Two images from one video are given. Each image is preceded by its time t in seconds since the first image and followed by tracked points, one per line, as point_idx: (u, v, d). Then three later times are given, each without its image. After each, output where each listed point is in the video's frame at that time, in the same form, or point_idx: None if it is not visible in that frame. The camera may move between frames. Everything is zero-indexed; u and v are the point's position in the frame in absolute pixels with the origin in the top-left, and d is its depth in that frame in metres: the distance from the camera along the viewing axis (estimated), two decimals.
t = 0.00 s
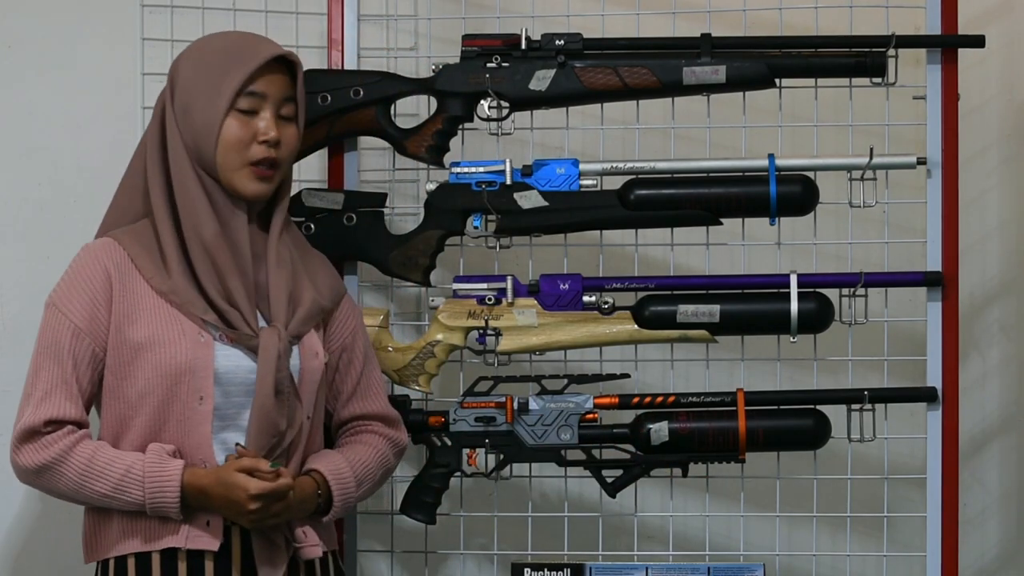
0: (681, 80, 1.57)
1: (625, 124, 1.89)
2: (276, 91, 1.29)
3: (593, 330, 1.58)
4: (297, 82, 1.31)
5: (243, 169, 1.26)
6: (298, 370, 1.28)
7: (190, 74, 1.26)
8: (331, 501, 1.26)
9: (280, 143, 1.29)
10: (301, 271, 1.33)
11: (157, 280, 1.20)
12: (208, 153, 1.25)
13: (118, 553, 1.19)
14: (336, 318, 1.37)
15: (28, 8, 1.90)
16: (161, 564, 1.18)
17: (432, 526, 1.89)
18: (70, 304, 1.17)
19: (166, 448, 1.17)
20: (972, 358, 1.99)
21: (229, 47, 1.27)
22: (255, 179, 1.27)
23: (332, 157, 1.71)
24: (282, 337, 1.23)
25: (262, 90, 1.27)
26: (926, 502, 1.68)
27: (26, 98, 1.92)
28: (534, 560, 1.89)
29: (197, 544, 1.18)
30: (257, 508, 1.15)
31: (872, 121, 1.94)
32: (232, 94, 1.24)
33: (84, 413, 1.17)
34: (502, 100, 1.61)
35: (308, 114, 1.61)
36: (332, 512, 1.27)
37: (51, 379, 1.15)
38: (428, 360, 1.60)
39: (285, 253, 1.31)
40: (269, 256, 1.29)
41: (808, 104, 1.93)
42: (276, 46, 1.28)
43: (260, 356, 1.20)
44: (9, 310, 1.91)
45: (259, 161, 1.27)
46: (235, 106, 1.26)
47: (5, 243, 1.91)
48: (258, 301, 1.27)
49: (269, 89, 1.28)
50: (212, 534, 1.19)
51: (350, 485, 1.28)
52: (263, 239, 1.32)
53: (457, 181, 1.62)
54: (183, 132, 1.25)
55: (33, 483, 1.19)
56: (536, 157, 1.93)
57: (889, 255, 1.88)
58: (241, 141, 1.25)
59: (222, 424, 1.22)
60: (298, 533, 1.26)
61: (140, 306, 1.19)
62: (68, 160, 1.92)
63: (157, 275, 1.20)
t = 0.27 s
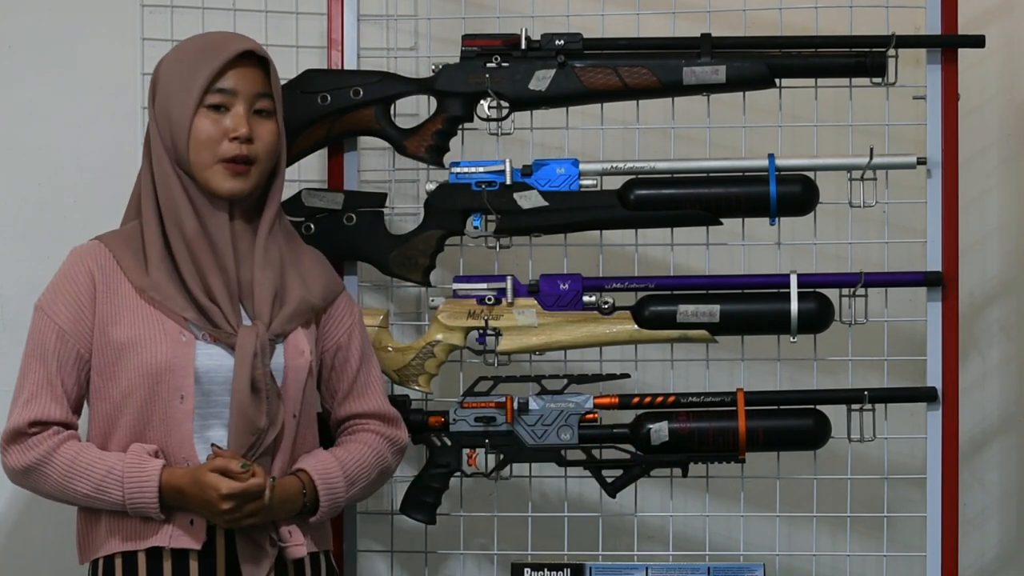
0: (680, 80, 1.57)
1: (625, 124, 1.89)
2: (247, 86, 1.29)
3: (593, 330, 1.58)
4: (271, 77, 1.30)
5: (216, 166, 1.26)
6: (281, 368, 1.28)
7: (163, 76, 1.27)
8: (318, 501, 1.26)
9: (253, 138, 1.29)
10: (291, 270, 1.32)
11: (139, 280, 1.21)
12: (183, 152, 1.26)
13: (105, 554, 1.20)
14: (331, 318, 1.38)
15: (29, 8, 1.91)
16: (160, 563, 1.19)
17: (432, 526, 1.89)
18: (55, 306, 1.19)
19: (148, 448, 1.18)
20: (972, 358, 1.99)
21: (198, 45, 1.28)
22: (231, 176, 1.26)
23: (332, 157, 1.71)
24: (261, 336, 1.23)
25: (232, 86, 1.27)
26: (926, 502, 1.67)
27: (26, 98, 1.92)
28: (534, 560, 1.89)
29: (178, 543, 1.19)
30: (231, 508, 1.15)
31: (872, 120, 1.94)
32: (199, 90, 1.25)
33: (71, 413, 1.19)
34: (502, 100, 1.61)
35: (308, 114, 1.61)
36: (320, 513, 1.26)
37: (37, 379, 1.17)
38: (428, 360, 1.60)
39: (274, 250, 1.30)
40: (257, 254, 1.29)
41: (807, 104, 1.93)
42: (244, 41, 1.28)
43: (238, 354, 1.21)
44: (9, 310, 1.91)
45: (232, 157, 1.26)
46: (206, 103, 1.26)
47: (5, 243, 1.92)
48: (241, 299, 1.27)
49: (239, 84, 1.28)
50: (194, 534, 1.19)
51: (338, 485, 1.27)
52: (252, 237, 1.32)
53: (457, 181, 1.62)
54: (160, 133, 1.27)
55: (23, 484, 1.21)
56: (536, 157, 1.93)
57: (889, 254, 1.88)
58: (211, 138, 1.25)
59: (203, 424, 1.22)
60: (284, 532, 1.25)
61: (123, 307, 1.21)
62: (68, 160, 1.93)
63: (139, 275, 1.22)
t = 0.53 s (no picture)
0: (680, 80, 1.57)
1: (625, 124, 1.89)
2: (239, 86, 1.28)
3: (593, 330, 1.58)
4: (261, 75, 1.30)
5: (216, 166, 1.26)
6: (274, 367, 1.28)
7: (156, 78, 1.26)
8: (311, 500, 1.26)
9: (249, 137, 1.29)
10: (281, 266, 1.32)
11: (131, 282, 1.21)
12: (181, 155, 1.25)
13: (98, 555, 1.20)
14: (322, 316, 1.37)
15: (29, 9, 1.91)
16: (161, 563, 1.19)
17: (432, 526, 1.89)
18: (46, 308, 1.19)
19: (140, 449, 1.18)
20: (972, 358, 1.99)
21: (190, 46, 1.27)
22: (230, 176, 1.27)
23: (332, 157, 1.71)
24: (253, 336, 1.23)
25: (226, 86, 1.27)
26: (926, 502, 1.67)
27: (26, 98, 1.92)
28: (533, 560, 1.89)
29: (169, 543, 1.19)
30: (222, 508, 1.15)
31: (872, 120, 1.94)
32: (195, 93, 1.24)
33: (63, 416, 1.19)
34: (502, 100, 1.61)
35: (308, 114, 1.61)
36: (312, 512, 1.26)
37: (29, 382, 1.18)
38: (428, 360, 1.60)
39: (264, 246, 1.30)
40: (246, 250, 1.29)
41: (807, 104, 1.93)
42: (235, 40, 1.28)
43: (232, 354, 1.21)
44: (10, 311, 1.91)
45: (231, 156, 1.27)
46: (202, 105, 1.26)
47: (6, 243, 1.92)
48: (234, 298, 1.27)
49: (232, 84, 1.28)
50: (186, 534, 1.19)
51: (330, 483, 1.27)
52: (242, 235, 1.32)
53: (457, 181, 1.62)
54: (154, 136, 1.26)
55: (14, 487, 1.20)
56: (536, 157, 1.93)
57: (889, 254, 1.88)
58: (211, 139, 1.25)
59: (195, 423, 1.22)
60: (276, 531, 1.25)
61: (115, 309, 1.21)
62: (68, 160, 1.93)
63: (129, 277, 1.22)
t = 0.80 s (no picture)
0: (680, 80, 1.57)
1: (625, 125, 1.89)
2: (242, 88, 1.30)
3: (593, 330, 1.58)
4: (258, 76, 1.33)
5: (226, 167, 1.27)
6: (268, 366, 1.28)
7: (158, 77, 1.25)
8: (307, 499, 1.26)
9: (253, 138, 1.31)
10: (266, 262, 1.33)
11: (125, 286, 1.21)
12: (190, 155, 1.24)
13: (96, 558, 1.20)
14: (309, 312, 1.37)
15: (29, 8, 1.90)
16: (161, 565, 1.19)
17: (432, 526, 1.89)
18: (39, 314, 1.18)
19: (137, 452, 1.18)
20: (972, 358, 1.99)
21: (197, 47, 1.27)
22: (238, 176, 1.28)
23: (332, 156, 1.71)
24: (250, 334, 1.23)
25: (233, 88, 1.29)
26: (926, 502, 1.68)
27: (26, 98, 1.91)
28: (533, 559, 1.89)
29: (168, 545, 1.19)
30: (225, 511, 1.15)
31: (872, 120, 1.94)
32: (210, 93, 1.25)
33: (57, 423, 1.18)
34: (502, 100, 1.61)
35: (308, 115, 1.61)
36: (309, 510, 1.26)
37: (23, 389, 1.16)
38: (428, 360, 1.60)
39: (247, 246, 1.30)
40: (234, 249, 1.29)
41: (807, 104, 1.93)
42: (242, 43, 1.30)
43: (231, 355, 1.21)
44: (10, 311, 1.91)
45: (239, 157, 1.28)
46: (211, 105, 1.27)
47: (5, 243, 1.91)
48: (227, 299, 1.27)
49: (238, 86, 1.29)
50: (185, 536, 1.19)
51: (325, 481, 1.27)
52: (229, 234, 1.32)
53: (457, 181, 1.62)
54: (154, 134, 1.24)
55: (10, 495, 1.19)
56: (536, 157, 1.93)
57: (889, 255, 1.88)
58: (222, 140, 1.26)
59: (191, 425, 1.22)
60: (274, 531, 1.26)
61: (109, 313, 1.20)
62: (67, 160, 1.92)
63: (122, 282, 1.21)
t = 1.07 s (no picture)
0: (680, 80, 1.57)
1: (625, 124, 1.89)
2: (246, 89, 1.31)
3: (593, 330, 1.58)
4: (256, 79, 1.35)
5: (228, 167, 1.28)
6: (264, 367, 1.28)
7: (165, 73, 1.25)
8: (304, 498, 1.26)
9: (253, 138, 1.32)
10: (258, 262, 1.33)
11: (120, 292, 1.21)
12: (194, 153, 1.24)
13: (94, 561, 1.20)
14: (303, 308, 1.37)
15: (29, 8, 1.91)
16: (160, 566, 1.19)
17: (432, 526, 1.89)
18: (32, 320, 1.18)
19: (133, 458, 1.18)
20: (973, 358, 1.99)
21: (205, 46, 1.28)
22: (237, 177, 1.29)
23: (332, 156, 1.71)
24: (245, 336, 1.23)
25: (238, 89, 1.29)
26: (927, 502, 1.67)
27: (26, 98, 1.92)
28: (533, 559, 1.89)
29: (167, 547, 1.19)
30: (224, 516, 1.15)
31: (872, 120, 1.94)
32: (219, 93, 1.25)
33: (52, 428, 1.19)
34: (502, 100, 1.61)
35: (308, 114, 1.62)
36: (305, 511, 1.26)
37: (17, 395, 1.17)
38: (428, 360, 1.60)
39: (239, 248, 1.30)
40: (226, 252, 1.29)
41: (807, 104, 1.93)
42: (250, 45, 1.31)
43: (226, 357, 1.21)
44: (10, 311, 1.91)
45: (240, 158, 1.29)
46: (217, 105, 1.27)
47: (6, 243, 1.92)
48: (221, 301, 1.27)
49: (243, 87, 1.30)
50: (182, 539, 1.19)
51: (322, 479, 1.28)
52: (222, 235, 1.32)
53: (457, 181, 1.62)
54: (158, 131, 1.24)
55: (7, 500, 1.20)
56: (536, 157, 1.93)
57: (889, 254, 1.88)
58: (227, 140, 1.27)
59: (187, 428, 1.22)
60: (272, 531, 1.26)
61: (103, 318, 1.20)
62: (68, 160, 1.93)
63: (116, 287, 1.21)
